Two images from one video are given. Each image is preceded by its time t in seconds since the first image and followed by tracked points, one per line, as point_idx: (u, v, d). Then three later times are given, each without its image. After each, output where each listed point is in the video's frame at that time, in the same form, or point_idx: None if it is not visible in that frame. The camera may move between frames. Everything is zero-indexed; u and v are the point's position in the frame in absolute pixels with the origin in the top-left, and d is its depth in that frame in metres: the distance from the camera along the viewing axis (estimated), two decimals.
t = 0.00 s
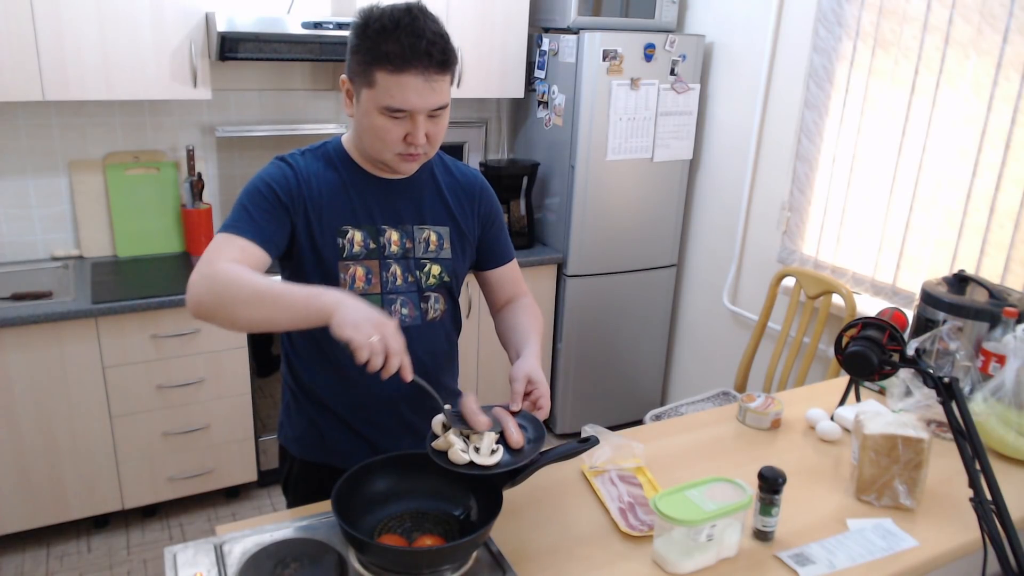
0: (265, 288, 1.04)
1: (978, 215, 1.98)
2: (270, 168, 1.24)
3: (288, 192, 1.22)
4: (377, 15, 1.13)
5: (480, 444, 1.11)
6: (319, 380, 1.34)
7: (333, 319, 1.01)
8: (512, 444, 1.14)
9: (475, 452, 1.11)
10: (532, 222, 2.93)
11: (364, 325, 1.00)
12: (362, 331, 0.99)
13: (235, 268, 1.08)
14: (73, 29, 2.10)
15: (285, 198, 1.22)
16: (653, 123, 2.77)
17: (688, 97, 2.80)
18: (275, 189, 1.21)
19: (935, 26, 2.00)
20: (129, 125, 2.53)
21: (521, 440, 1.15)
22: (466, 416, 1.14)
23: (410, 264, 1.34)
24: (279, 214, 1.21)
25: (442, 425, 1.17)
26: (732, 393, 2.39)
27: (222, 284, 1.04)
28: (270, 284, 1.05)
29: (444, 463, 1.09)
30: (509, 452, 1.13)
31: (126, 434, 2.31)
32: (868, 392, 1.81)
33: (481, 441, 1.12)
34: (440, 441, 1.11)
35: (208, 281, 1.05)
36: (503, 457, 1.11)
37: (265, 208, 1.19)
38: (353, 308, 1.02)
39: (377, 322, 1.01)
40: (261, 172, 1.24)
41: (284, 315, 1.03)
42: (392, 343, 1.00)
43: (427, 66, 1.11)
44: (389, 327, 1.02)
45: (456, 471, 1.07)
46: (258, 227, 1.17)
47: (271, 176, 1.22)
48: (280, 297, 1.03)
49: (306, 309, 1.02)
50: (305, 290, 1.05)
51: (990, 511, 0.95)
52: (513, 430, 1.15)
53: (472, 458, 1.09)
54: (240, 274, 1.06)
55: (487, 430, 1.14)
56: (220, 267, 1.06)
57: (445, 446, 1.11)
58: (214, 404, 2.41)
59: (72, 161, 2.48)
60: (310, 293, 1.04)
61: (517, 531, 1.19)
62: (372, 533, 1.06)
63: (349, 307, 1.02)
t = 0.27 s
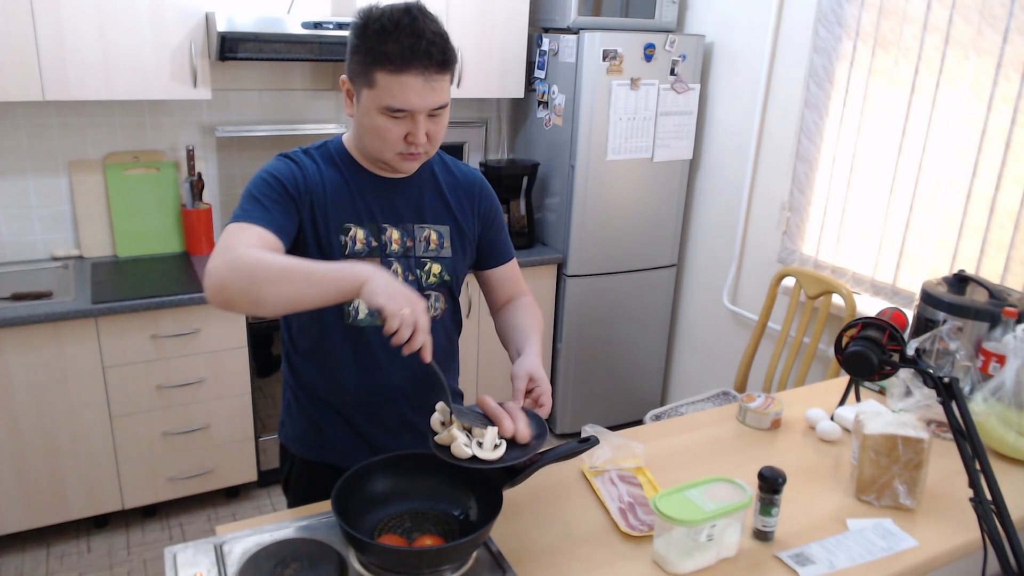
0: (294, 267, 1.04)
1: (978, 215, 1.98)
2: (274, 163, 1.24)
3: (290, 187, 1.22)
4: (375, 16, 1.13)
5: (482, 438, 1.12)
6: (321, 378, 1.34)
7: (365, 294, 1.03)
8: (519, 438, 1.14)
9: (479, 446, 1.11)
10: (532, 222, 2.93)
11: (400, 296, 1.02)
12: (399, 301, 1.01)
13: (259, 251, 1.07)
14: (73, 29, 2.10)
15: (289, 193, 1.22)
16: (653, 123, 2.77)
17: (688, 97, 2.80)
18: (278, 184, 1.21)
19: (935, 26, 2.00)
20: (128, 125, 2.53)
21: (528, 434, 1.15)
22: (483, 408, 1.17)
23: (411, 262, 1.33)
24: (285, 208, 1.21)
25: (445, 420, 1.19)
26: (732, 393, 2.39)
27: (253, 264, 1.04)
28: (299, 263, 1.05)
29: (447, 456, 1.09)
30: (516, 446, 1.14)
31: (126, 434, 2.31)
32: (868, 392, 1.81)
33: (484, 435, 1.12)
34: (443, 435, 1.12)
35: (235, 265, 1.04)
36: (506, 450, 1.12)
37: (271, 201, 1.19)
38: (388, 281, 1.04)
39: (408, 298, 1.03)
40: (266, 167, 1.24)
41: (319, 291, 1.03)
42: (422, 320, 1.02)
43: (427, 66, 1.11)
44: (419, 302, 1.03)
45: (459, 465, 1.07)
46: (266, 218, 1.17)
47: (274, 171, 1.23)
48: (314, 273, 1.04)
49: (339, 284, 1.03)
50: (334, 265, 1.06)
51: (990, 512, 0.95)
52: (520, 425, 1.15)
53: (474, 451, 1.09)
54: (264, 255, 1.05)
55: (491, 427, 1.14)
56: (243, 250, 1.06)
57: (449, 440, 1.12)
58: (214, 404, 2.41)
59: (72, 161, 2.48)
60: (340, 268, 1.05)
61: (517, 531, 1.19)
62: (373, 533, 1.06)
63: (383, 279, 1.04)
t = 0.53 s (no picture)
0: (315, 248, 1.05)
1: (978, 215, 1.98)
2: (281, 158, 1.24)
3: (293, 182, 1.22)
4: (382, 16, 1.12)
5: (489, 431, 1.18)
6: (323, 377, 1.34)
7: (388, 262, 1.04)
8: (530, 430, 1.19)
9: (486, 438, 1.17)
10: (532, 222, 2.93)
11: (418, 261, 1.03)
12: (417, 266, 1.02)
13: (276, 240, 1.07)
14: (73, 29, 2.10)
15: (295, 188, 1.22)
16: (653, 123, 2.77)
17: (688, 97, 2.80)
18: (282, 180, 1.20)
19: (935, 26, 2.00)
20: (128, 125, 2.53)
21: (540, 428, 1.20)
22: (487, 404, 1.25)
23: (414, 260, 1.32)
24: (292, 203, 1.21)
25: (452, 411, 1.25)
26: (732, 393, 2.39)
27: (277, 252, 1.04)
28: (318, 244, 1.06)
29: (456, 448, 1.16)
30: (527, 438, 1.19)
31: (126, 434, 2.31)
32: (868, 392, 1.81)
33: (491, 427, 1.18)
34: (451, 427, 1.19)
35: (258, 255, 1.04)
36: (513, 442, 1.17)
37: (279, 194, 1.18)
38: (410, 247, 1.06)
39: (428, 261, 1.04)
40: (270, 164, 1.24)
41: (346, 267, 1.05)
42: (443, 282, 1.03)
43: (433, 68, 1.11)
44: (437, 266, 1.05)
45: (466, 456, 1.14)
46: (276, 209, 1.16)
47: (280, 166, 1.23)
48: (337, 249, 1.05)
49: (363, 255, 1.04)
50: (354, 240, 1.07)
51: (990, 512, 0.94)
52: (532, 418, 1.20)
53: (482, 442, 1.15)
54: (283, 243, 1.05)
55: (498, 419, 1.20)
56: (261, 240, 1.06)
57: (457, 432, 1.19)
58: (214, 404, 2.41)
59: (72, 161, 2.48)
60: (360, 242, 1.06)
61: (517, 531, 1.19)
62: (373, 533, 1.07)
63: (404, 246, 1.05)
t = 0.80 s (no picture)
0: (262, 279, 1.06)
1: (978, 216, 1.98)
2: (278, 165, 1.23)
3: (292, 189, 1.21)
4: (387, 17, 1.12)
5: (499, 418, 1.20)
6: (324, 379, 1.33)
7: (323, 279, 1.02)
8: (537, 420, 1.21)
9: (495, 425, 1.19)
10: (532, 222, 2.93)
11: (344, 274, 1.00)
12: (340, 281, 0.99)
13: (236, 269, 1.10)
14: (73, 29, 2.10)
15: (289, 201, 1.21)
16: (653, 123, 2.77)
17: (688, 97, 2.80)
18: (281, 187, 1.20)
19: (935, 26, 2.00)
20: (128, 125, 2.53)
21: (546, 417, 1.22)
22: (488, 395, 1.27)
23: (419, 261, 1.34)
24: (285, 222, 1.20)
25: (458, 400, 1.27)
26: (732, 393, 2.39)
27: (221, 287, 1.08)
28: (265, 271, 1.07)
29: (466, 433, 1.19)
30: (533, 427, 1.21)
31: (126, 434, 2.31)
32: (868, 392, 1.81)
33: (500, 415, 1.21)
34: (461, 414, 1.21)
35: (217, 292, 1.09)
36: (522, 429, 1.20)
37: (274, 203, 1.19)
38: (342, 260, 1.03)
39: (358, 273, 1.00)
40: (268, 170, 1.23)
41: (285, 292, 1.05)
42: (370, 294, 0.98)
43: (432, 73, 1.11)
44: (369, 274, 1.00)
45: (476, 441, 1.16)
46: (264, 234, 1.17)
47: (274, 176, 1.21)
48: (280, 276, 1.05)
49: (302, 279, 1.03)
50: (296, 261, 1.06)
51: (990, 512, 0.95)
52: (538, 409, 1.23)
53: (491, 429, 1.18)
54: (238, 274, 1.08)
55: (506, 407, 1.23)
56: (222, 272, 1.10)
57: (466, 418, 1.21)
58: (214, 404, 2.41)
59: (72, 161, 2.48)
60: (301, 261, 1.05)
61: (517, 531, 1.19)
62: (372, 533, 1.07)
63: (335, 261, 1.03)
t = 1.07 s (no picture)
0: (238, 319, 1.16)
1: (978, 215, 1.98)
2: (268, 174, 1.22)
3: (282, 198, 1.22)
4: (389, 25, 1.11)
5: (511, 405, 1.26)
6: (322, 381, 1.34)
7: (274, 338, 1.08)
8: (543, 407, 1.27)
9: (507, 412, 1.25)
10: (532, 222, 2.93)
11: (282, 343, 1.04)
12: (278, 351, 1.04)
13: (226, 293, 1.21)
14: (73, 29, 2.10)
15: (277, 214, 1.22)
16: (653, 123, 2.77)
17: (688, 97, 2.80)
18: (271, 197, 1.21)
19: (935, 26, 2.00)
20: (128, 125, 2.53)
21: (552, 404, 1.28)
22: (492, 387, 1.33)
23: (416, 263, 1.34)
24: (272, 238, 1.22)
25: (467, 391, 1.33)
26: (732, 393, 2.39)
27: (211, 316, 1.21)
28: (242, 312, 1.17)
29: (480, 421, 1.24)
30: (540, 414, 1.27)
31: (126, 434, 2.31)
32: (868, 392, 1.81)
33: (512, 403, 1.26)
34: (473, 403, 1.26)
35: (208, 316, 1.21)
36: (533, 416, 1.25)
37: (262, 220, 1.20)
38: (287, 321, 1.07)
39: (298, 340, 1.04)
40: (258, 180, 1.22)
41: (255, 334, 1.15)
42: (307, 365, 1.03)
43: (438, 83, 1.11)
44: (310, 342, 1.04)
45: (490, 427, 1.21)
46: (251, 255, 1.21)
47: (261, 189, 1.21)
48: (252, 321, 1.15)
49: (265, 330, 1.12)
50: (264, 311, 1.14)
51: (990, 511, 0.95)
52: (544, 397, 1.28)
53: (505, 416, 1.23)
54: (224, 303, 1.20)
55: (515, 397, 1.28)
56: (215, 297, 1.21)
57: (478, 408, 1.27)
58: (214, 404, 2.41)
59: (72, 161, 2.48)
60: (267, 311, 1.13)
61: (516, 531, 1.19)
62: (373, 533, 1.07)
63: (284, 320, 1.08)
